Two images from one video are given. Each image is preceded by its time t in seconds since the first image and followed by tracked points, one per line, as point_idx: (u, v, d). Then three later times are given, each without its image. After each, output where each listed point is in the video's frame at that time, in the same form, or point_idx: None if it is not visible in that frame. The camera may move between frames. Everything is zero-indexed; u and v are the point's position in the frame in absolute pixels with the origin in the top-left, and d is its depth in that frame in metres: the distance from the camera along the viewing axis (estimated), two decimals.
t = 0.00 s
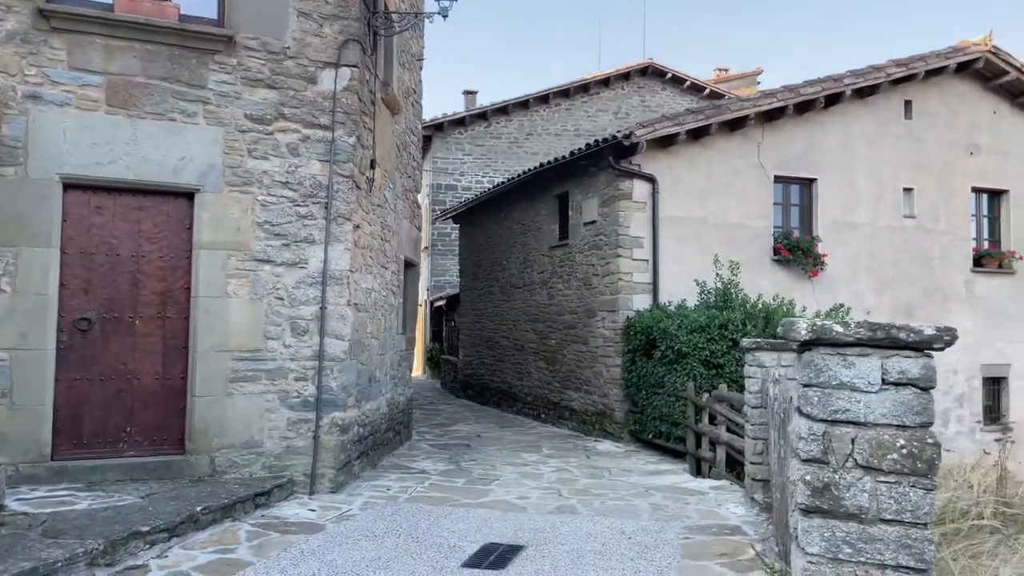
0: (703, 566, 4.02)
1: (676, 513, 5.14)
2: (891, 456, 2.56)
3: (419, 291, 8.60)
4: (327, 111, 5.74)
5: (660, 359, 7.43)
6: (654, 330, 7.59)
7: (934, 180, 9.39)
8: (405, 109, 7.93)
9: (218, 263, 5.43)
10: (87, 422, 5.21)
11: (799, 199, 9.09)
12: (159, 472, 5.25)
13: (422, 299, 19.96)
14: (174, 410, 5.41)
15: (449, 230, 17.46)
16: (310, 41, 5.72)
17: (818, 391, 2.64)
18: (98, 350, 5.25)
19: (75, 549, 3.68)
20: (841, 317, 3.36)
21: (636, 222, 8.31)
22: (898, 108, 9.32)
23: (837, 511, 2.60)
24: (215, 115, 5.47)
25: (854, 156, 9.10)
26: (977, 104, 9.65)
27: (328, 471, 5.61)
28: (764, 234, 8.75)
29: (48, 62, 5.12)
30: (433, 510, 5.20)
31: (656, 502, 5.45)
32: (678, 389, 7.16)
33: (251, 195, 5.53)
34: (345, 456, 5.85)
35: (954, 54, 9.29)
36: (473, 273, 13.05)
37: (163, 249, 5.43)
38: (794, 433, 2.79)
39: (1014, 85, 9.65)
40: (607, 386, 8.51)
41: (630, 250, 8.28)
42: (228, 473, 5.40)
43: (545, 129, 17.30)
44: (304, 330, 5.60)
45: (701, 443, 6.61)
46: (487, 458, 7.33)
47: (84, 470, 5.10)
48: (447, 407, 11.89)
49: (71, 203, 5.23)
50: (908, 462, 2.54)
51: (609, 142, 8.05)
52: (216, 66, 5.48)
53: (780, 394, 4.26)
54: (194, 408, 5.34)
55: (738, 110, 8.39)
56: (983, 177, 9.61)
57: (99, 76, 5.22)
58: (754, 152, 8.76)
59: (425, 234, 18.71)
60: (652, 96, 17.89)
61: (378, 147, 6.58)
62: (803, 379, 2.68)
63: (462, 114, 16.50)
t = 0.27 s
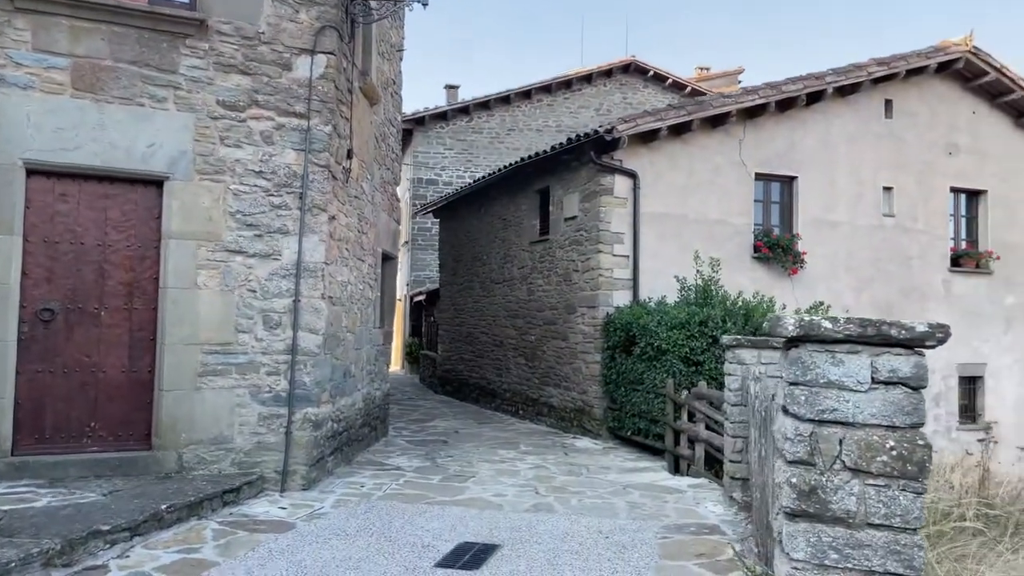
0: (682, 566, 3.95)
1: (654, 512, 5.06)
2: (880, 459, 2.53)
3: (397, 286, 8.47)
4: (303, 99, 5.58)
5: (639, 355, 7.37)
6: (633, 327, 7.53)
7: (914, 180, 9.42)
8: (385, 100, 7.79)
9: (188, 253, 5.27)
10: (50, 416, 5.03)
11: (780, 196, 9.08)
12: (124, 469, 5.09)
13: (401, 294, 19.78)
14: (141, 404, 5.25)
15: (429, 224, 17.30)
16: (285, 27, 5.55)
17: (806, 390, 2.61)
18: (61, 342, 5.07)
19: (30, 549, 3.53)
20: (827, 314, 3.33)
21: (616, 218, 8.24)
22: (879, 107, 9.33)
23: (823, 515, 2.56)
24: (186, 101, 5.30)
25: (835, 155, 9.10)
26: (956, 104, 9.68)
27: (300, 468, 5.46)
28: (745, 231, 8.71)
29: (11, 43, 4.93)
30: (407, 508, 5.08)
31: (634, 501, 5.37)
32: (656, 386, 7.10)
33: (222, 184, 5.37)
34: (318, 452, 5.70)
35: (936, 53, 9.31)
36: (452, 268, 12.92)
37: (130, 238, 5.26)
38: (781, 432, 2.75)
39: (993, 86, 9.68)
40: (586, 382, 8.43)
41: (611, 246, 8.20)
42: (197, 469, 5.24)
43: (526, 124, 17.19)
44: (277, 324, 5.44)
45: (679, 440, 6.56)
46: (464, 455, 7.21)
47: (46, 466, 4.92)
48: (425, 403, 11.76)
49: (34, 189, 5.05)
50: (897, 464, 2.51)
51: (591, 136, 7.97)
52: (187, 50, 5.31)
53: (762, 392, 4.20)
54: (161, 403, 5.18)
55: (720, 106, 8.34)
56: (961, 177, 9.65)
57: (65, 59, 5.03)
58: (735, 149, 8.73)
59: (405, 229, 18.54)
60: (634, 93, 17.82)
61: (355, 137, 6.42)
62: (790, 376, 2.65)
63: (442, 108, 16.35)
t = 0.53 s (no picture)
0: (661, 574, 3.84)
1: (633, 516, 4.96)
2: (872, 470, 2.35)
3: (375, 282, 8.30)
4: (277, 88, 5.41)
5: (620, 356, 7.27)
6: (615, 326, 7.42)
7: (897, 181, 9.40)
8: (363, 92, 7.61)
9: (154, 246, 5.07)
10: (8, 414, 4.82)
11: (763, 196, 9.02)
12: (86, 469, 4.89)
13: (381, 290, 19.59)
14: (104, 403, 5.05)
15: (410, 220, 17.13)
16: (260, 14, 5.37)
17: (794, 398, 2.42)
18: (21, 337, 4.87)
19: None
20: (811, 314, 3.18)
21: (598, 216, 8.13)
22: (863, 107, 9.30)
23: (811, 530, 2.38)
24: (155, 89, 5.11)
25: (819, 155, 9.06)
26: (940, 106, 9.68)
27: (271, 469, 5.28)
28: (727, 230, 8.64)
29: None
30: (381, 511, 4.94)
31: (613, 504, 5.26)
32: (637, 387, 6.99)
33: (192, 175, 5.18)
34: (290, 453, 5.52)
35: (920, 55, 9.29)
36: (432, 264, 12.77)
37: (95, 230, 5.07)
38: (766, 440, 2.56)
39: (977, 87, 9.68)
40: (566, 382, 8.32)
41: (592, 244, 8.09)
42: (162, 470, 5.05)
43: (509, 120, 17.05)
44: (247, 320, 5.26)
45: (660, 442, 6.46)
46: (441, 456, 7.07)
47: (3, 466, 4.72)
48: (403, 401, 11.61)
49: None
50: (890, 476, 2.33)
51: (574, 132, 7.85)
52: (157, 36, 5.12)
53: (745, 395, 4.10)
54: (125, 402, 4.97)
55: (704, 103, 8.25)
56: (944, 179, 9.65)
57: (27, 42, 4.82)
58: (719, 147, 8.65)
59: (385, 225, 18.35)
60: (618, 91, 17.72)
61: (331, 128, 6.25)
62: (778, 383, 2.45)
63: (425, 103, 16.17)
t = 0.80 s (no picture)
0: None
1: (618, 517, 4.88)
2: (870, 475, 2.28)
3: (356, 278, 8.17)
4: (256, 78, 5.26)
5: (604, 354, 7.19)
6: (599, 324, 7.35)
7: (883, 181, 9.40)
8: (346, 84, 7.48)
9: (128, 239, 4.91)
10: None
11: (749, 195, 8.98)
12: (55, 468, 4.74)
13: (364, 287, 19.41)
14: (75, 400, 4.90)
15: (394, 216, 16.98)
16: (239, 1, 5.23)
17: (789, 400, 2.35)
18: None
19: None
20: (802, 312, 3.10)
21: (584, 213, 8.05)
22: (849, 107, 9.30)
23: (806, 538, 2.30)
24: (129, 77, 4.96)
25: (805, 154, 9.03)
26: (925, 106, 9.69)
27: (247, 468, 5.11)
28: (713, 229, 8.59)
29: None
30: (360, 512, 4.82)
31: (597, 505, 5.17)
32: (622, 386, 6.92)
33: (168, 165, 5.03)
34: (268, 452, 5.37)
35: (907, 54, 9.28)
36: (416, 261, 12.64)
37: (67, 221, 4.91)
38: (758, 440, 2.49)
39: (963, 88, 9.69)
40: (550, 380, 8.23)
41: (578, 241, 8.02)
42: (134, 469, 4.90)
43: (495, 116, 16.94)
44: (224, 316, 5.11)
45: (645, 441, 6.39)
46: (422, 455, 6.95)
47: None
48: (385, 399, 11.48)
49: None
50: (889, 482, 2.26)
51: (560, 128, 7.76)
52: (132, 22, 4.97)
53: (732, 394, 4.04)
54: (96, 399, 4.82)
55: (692, 100, 8.19)
56: (929, 180, 9.65)
57: None
58: (705, 145, 8.60)
59: (369, 221, 18.18)
60: (604, 88, 17.62)
61: (312, 120, 6.11)
62: (771, 384, 2.38)
63: (409, 98, 16.02)
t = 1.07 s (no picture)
0: None
1: (609, 517, 4.79)
2: (883, 478, 2.16)
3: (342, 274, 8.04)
4: (238, 67, 5.12)
5: (594, 351, 7.10)
6: (589, 321, 7.25)
7: (872, 177, 9.37)
8: (331, 77, 7.33)
9: (105, 232, 4.76)
10: None
11: (739, 191, 8.93)
12: (29, 468, 4.58)
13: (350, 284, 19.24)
14: (50, 398, 4.74)
15: (381, 213, 16.82)
16: None
17: (798, 398, 2.21)
18: None
19: None
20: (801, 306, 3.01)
21: (573, 209, 7.96)
22: (839, 103, 9.26)
23: (817, 545, 2.18)
24: (106, 65, 4.80)
25: (795, 150, 8.99)
26: (915, 103, 9.68)
27: (229, 468, 4.97)
28: (703, 225, 8.52)
29: None
30: (345, 512, 4.70)
31: (588, 505, 5.08)
32: (612, 384, 6.82)
33: (147, 156, 4.88)
34: (250, 451, 5.24)
35: (896, 50, 9.26)
36: (403, 257, 12.49)
37: (42, 214, 4.75)
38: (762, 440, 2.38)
39: (952, 85, 9.69)
40: (538, 378, 8.13)
41: (567, 237, 7.93)
42: (112, 469, 4.75)
43: (482, 112, 16.81)
44: (205, 311, 4.97)
45: (634, 439, 6.31)
46: (409, 453, 6.83)
47: None
48: (372, 397, 11.34)
49: None
50: (903, 485, 2.15)
51: (549, 123, 7.66)
52: (109, 8, 4.81)
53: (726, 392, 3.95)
54: (71, 397, 4.66)
55: (682, 95, 8.10)
56: (918, 177, 9.64)
57: None
58: (695, 141, 8.52)
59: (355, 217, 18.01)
60: (593, 85, 17.53)
61: (297, 112, 5.97)
62: (779, 382, 2.24)
63: (396, 94, 15.86)
